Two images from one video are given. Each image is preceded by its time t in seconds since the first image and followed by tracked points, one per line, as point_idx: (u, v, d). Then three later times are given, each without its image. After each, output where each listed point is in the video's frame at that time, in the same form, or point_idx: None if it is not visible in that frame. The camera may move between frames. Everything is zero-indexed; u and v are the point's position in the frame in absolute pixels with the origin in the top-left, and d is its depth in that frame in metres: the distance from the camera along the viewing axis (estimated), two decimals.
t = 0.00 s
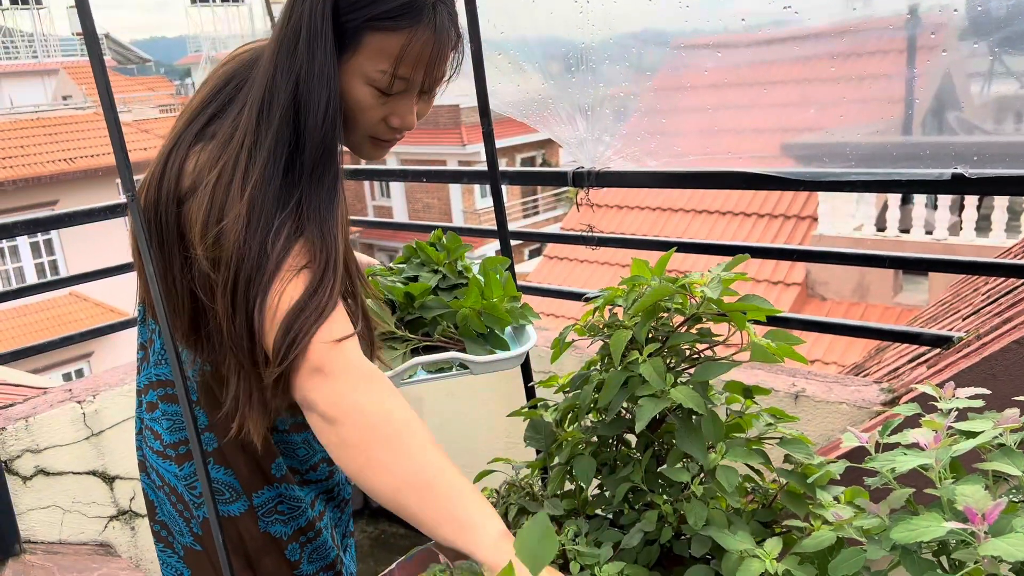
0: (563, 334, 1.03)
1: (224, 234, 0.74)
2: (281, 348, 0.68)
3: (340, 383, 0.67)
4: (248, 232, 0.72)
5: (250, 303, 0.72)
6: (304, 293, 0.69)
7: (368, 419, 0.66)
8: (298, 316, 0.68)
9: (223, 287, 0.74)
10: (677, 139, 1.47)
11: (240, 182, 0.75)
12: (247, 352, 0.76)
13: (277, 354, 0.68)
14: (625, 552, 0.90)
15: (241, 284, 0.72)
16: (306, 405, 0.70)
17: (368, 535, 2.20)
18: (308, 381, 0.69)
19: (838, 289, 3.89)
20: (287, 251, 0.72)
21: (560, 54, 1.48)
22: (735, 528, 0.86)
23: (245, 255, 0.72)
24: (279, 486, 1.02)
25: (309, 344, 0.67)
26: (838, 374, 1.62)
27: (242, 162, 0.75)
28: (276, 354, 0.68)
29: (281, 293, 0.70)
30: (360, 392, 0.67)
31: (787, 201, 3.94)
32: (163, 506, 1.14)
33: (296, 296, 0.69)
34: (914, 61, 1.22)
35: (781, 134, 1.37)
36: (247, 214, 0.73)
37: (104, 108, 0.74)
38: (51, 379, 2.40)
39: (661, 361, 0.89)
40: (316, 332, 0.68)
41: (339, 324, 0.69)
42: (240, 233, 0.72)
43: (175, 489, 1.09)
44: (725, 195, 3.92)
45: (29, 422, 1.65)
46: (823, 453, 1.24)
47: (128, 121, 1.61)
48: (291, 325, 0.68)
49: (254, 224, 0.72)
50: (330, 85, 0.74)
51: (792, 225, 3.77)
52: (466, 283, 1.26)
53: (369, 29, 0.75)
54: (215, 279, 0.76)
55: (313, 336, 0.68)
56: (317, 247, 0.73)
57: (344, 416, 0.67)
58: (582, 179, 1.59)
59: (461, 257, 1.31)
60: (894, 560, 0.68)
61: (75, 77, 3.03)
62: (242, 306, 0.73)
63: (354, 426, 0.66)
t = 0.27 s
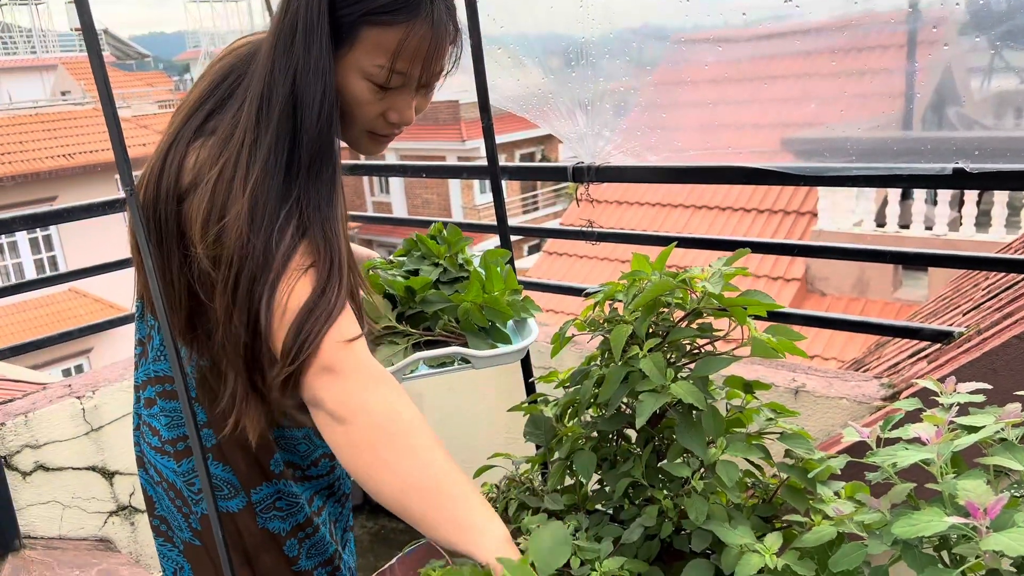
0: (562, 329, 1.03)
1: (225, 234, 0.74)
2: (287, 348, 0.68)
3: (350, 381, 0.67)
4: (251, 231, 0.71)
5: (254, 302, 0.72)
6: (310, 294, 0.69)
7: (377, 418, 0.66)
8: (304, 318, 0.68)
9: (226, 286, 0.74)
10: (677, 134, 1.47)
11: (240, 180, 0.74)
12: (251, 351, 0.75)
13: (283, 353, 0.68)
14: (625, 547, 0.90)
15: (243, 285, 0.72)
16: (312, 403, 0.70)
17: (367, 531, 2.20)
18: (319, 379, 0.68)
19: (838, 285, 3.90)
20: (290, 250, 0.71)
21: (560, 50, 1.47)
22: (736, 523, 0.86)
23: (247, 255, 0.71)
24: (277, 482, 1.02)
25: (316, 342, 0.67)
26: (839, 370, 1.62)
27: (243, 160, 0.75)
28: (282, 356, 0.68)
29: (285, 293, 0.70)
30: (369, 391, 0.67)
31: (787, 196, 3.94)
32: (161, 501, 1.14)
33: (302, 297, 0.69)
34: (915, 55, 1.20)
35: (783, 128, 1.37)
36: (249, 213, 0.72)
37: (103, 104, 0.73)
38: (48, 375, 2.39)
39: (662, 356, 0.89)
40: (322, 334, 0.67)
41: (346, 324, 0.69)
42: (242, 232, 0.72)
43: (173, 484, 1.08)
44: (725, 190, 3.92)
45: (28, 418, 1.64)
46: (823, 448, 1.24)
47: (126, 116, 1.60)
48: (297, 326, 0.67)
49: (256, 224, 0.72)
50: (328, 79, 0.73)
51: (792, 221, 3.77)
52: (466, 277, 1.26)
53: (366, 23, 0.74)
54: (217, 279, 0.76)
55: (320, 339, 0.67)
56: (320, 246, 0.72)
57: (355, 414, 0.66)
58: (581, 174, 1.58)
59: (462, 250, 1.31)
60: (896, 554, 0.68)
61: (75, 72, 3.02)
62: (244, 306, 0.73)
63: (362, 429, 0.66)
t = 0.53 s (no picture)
0: (562, 326, 1.04)
1: (224, 231, 0.74)
2: (282, 346, 0.68)
3: (344, 383, 0.67)
4: (249, 229, 0.72)
5: (251, 300, 0.72)
6: (306, 293, 0.69)
7: (370, 417, 0.66)
8: (300, 316, 0.68)
9: (224, 283, 0.74)
10: (677, 132, 1.47)
11: (239, 178, 0.75)
12: (247, 348, 0.76)
13: (279, 352, 0.68)
14: (623, 543, 0.91)
15: (240, 283, 0.72)
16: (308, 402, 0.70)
17: (367, 526, 2.21)
18: (316, 381, 0.68)
19: (838, 282, 3.90)
20: (287, 249, 0.71)
21: (560, 47, 1.48)
22: (733, 519, 0.86)
23: (245, 253, 0.72)
24: (276, 478, 1.03)
25: (308, 341, 0.67)
26: (837, 367, 1.63)
27: (241, 157, 0.75)
28: (277, 354, 0.69)
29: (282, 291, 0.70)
30: (362, 390, 0.67)
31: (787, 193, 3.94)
32: (160, 497, 1.15)
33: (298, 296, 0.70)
34: (914, 54, 1.21)
35: (783, 126, 1.37)
36: (247, 211, 0.73)
37: (105, 99, 0.74)
38: (50, 371, 2.40)
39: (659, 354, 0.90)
40: (317, 332, 0.68)
41: (342, 322, 0.70)
42: (240, 230, 0.72)
43: (172, 481, 1.09)
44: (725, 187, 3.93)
45: (30, 413, 1.65)
46: (821, 444, 1.25)
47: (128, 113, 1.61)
48: (293, 325, 0.68)
49: (254, 223, 0.72)
50: (326, 77, 0.74)
51: (792, 218, 3.77)
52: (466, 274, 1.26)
53: (366, 21, 0.75)
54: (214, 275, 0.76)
55: (315, 337, 0.67)
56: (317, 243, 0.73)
57: (349, 417, 0.66)
58: (581, 172, 1.58)
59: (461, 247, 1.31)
60: (890, 551, 0.69)
61: (76, 67, 3.02)
62: (242, 303, 0.73)
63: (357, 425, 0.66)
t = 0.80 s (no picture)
0: (557, 321, 1.05)
1: (218, 224, 0.75)
2: (262, 336, 0.69)
3: (336, 373, 0.66)
4: (240, 222, 0.73)
5: (240, 291, 0.73)
6: (290, 283, 0.70)
7: (366, 400, 0.64)
8: (281, 306, 0.68)
9: (215, 276, 0.75)
10: (675, 130, 1.49)
11: (235, 173, 0.76)
12: (234, 339, 0.76)
13: (259, 341, 0.69)
14: (614, 533, 0.92)
15: (230, 275, 0.73)
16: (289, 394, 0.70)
17: (366, 520, 2.23)
18: (294, 377, 0.68)
19: (838, 281, 3.92)
20: (275, 241, 0.72)
21: (561, 44, 1.49)
22: (723, 510, 0.88)
23: (234, 245, 0.73)
24: (273, 472, 1.04)
25: (287, 334, 0.68)
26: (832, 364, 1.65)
27: (239, 153, 0.77)
28: (259, 343, 0.69)
29: (267, 281, 0.71)
30: (347, 377, 0.65)
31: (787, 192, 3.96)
32: (158, 488, 1.16)
33: (281, 287, 0.70)
34: (916, 56, 1.23)
35: (783, 125, 1.38)
36: (240, 205, 0.74)
37: (106, 92, 0.75)
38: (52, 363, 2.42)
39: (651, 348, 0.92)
40: (296, 321, 0.68)
41: (327, 314, 0.70)
42: (231, 223, 0.73)
43: (171, 473, 1.11)
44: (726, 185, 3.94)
45: (33, 404, 1.67)
46: (813, 439, 1.26)
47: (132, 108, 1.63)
48: (273, 313, 0.68)
49: (244, 216, 0.73)
50: (324, 77, 0.75)
51: (792, 217, 3.79)
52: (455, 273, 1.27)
53: (372, 25, 0.77)
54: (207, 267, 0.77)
55: (294, 326, 0.68)
56: (304, 237, 0.73)
57: (349, 405, 0.64)
58: (580, 169, 1.56)
59: (453, 246, 1.32)
60: (873, 540, 0.70)
61: (80, 62, 3.04)
62: (232, 295, 0.74)
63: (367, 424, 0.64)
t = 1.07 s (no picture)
0: (549, 315, 1.08)
1: (262, 255, 0.79)
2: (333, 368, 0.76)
3: (392, 407, 0.79)
4: (289, 255, 0.77)
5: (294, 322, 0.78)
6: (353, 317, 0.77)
7: (417, 435, 0.78)
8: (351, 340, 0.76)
9: (262, 306, 0.79)
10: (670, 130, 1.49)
11: (271, 202, 0.78)
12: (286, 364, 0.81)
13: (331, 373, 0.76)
14: (602, 521, 0.95)
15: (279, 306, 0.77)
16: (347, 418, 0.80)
17: (366, 511, 2.26)
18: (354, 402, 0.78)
19: (837, 280, 3.94)
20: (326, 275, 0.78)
21: (556, 45, 1.48)
22: (708, 500, 0.91)
23: (285, 278, 0.77)
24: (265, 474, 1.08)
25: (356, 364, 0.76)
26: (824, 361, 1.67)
27: (270, 180, 0.79)
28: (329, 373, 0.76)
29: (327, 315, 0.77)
30: (405, 415, 0.79)
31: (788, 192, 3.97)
32: (156, 481, 1.18)
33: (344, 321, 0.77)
34: (919, 59, 1.19)
35: (782, 126, 1.37)
36: (284, 236, 0.77)
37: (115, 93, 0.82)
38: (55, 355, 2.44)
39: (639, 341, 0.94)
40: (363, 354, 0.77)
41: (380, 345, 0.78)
42: (278, 256, 0.77)
43: (170, 466, 1.13)
44: (727, 185, 3.96)
45: (38, 395, 1.71)
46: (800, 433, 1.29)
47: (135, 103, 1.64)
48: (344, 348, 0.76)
49: (293, 248, 0.77)
50: (349, 101, 0.78)
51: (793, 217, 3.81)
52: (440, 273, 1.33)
53: (384, 42, 0.80)
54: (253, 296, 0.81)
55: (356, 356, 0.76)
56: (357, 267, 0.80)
57: (399, 436, 0.78)
58: (577, 167, 1.67)
59: (442, 247, 1.39)
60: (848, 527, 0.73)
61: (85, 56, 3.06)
62: (282, 324, 0.78)
63: (405, 447, 0.78)
